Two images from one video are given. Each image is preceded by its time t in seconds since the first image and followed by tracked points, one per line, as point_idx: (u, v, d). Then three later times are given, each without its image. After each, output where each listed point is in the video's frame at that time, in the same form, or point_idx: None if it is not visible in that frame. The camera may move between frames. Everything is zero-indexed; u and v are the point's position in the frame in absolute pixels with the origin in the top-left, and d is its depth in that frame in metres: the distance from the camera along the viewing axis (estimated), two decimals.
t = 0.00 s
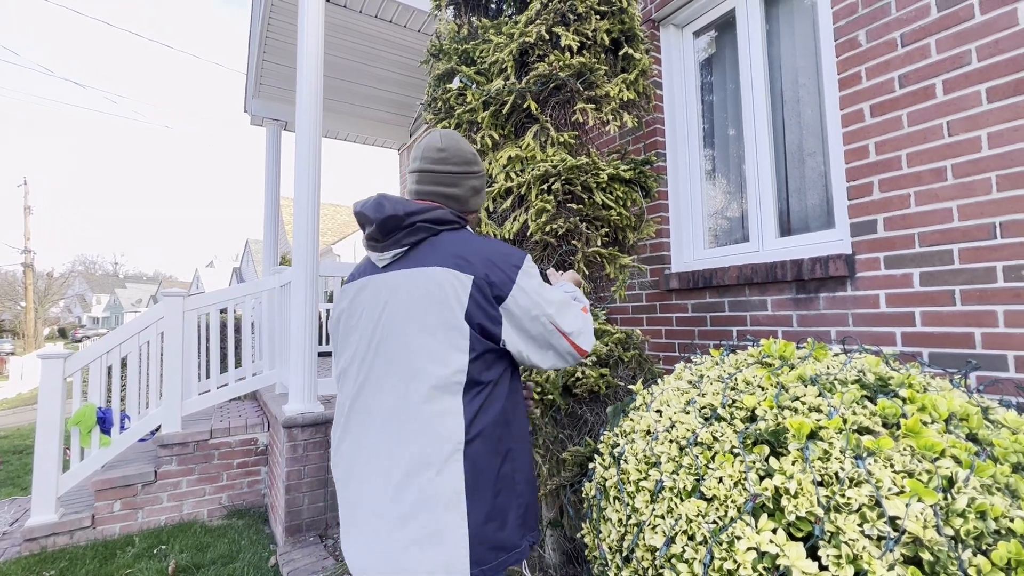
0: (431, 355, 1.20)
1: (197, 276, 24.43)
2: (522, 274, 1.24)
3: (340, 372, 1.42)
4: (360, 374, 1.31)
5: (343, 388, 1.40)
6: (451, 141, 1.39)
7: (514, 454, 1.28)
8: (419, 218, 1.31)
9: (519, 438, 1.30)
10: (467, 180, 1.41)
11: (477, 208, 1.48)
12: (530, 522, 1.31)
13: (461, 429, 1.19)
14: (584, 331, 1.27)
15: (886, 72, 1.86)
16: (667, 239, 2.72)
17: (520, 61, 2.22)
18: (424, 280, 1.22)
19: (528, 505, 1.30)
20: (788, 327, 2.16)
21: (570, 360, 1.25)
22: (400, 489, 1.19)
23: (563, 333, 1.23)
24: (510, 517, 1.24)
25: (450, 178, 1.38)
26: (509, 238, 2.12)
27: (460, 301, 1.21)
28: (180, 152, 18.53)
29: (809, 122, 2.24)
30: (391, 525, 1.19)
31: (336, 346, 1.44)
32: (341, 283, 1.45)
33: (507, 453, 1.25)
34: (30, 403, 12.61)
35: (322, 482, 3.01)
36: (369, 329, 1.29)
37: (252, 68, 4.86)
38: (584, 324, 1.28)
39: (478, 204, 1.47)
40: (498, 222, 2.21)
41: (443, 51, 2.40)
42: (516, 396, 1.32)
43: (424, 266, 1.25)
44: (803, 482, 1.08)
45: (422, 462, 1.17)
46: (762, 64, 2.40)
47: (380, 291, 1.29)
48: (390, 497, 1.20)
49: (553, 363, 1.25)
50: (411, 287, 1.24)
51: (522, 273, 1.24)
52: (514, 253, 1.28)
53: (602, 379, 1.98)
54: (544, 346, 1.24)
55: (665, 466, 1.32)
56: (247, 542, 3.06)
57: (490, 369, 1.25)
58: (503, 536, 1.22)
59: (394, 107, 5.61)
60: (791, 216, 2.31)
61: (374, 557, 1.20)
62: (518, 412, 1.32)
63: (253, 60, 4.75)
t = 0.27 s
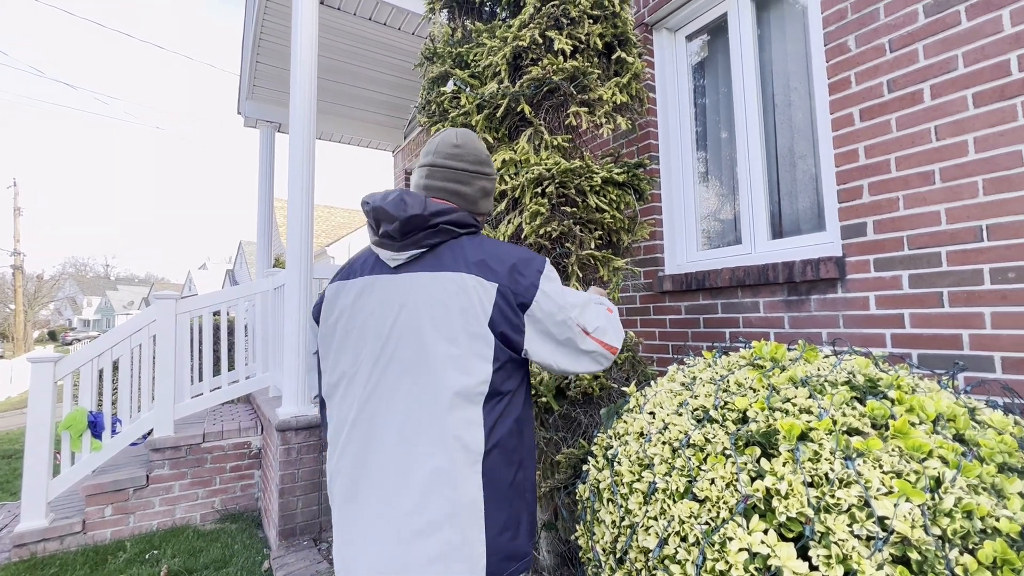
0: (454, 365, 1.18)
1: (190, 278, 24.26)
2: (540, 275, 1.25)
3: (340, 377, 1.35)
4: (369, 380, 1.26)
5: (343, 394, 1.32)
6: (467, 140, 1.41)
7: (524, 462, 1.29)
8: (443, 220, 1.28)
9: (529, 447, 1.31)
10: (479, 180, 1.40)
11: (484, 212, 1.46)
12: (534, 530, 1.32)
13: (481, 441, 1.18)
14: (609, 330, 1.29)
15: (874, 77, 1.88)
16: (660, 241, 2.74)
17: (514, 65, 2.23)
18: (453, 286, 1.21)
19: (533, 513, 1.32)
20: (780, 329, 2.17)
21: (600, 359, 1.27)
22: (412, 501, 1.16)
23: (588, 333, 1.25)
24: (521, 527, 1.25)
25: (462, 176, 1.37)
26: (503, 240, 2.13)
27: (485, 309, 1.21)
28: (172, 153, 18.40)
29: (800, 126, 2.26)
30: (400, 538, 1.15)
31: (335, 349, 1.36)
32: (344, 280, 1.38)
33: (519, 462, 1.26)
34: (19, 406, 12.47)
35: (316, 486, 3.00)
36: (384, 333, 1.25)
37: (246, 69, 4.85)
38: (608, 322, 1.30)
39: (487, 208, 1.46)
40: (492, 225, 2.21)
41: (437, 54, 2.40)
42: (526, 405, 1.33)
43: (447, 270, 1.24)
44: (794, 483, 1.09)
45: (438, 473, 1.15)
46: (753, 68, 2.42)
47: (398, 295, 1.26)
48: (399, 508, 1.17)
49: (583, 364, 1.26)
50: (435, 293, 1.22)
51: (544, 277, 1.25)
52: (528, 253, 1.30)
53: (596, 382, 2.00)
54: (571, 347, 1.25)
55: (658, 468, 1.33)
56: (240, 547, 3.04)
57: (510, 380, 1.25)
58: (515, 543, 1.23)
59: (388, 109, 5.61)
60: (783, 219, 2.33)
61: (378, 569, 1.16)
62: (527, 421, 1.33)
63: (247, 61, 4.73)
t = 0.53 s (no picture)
0: (461, 370, 1.17)
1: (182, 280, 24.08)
2: (552, 302, 1.25)
3: (332, 381, 1.29)
4: (368, 384, 1.22)
5: (335, 398, 1.27)
6: (476, 145, 1.40)
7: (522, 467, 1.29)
8: (454, 223, 1.28)
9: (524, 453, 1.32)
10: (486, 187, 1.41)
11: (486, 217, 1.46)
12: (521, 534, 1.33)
13: (484, 450, 1.18)
14: (604, 372, 1.26)
15: (863, 80, 1.90)
16: (653, 243, 2.75)
17: (507, 68, 2.24)
18: (464, 294, 1.21)
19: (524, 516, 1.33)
20: (772, 330, 2.19)
21: (586, 399, 1.23)
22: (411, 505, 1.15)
23: (583, 369, 1.23)
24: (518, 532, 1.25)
25: (473, 180, 1.36)
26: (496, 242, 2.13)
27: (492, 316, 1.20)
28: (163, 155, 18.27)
29: (791, 128, 2.28)
30: (396, 543, 1.14)
31: (327, 351, 1.29)
32: (342, 279, 1.32)
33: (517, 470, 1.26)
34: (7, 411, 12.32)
35: (309, 489, 2.99)
36: (387, 335, 1.22)
37: (238, 71, 4.82)
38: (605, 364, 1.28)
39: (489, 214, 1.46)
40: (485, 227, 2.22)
41: (430, 57, 2.41)
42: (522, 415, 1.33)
43: (457, 275, 1.23)
44: (784, 484, 1.10)
45: (440, 478, 1.15)
46: (744, 72, 2.45)
47: (403, 297, 1.23)
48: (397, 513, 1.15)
49: (569, 398, 1.23)
50: (443, 298, 1.21)
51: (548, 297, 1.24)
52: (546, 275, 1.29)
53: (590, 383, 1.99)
54: (561, 379, 1.23)
55: (651, 469, 1.34)
56: (233, 551, 3.02)
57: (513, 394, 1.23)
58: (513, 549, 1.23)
59: (382, 111, 5.60)
60: (774, 220, 2.35)
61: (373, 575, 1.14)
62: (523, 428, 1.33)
63: (240, 63, 4.71)
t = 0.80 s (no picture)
0: (449, 372, 1.17)
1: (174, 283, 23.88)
2: (537, 312, 1.23)
3: (318, 383, 1.27)
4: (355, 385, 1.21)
5: (322, 401, 1.25)
6: (466, 147, 1.39)
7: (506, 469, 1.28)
8: (445, 225, 1.29)
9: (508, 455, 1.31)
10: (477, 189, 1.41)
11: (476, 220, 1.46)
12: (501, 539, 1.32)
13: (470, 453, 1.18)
14: (586, 393, 1.22)
15: (852, 83, 1.92)
16: (645, 244, 2.75)
17: (498, 70, 2.24)
18: (451, 294, 1.20)
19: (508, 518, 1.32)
20: (763, 331, 2.20)
21: (563, 418, 1.18)
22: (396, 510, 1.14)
23: (561, 383, 1.19)
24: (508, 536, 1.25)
25: (463, 184, 1.36)
26: (488, 244, 2.13)
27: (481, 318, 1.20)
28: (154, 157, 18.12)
29: (781, 131, 2.30)
30: (381, 547, 1.13)
31: (314, 353, 1.28)
32: (330, 280, 1.31)
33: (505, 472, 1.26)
34: None
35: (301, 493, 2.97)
36: (376, 336, 1.21)
37: (229, 72, 4.79)
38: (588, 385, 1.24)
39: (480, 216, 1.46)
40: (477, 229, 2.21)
41: (422, 59, 2.40)
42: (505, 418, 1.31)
43: (446, 276, 1.23)
44: (774, 485, 1.10)
45: (427, 480, 1.14)
46: (735, 74, 2.46)
47: (392, 298, 1.23)
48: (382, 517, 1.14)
49: (545, 413, 1.19)
50: (432, 299, 1.21)
51: (534, 308, 1.23)
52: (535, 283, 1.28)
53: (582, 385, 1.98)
54: (537, 392, 1.19)
55: (642, 471, 1.34)
56: (223, 556, 2.99)
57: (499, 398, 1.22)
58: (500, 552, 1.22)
59: (374, 113, 5.59)
60: (765, 222, 2.36)
61: None
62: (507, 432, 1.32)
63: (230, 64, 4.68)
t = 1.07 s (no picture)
0: (412, 374, 1.13)
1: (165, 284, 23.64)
2: (500, 314, 1.19)
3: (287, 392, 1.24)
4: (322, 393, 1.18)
5: (290, 409, 1.22)
6: (419, 142, 1.35)
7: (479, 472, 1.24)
8: (406, 227, 1.25)
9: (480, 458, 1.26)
10: (436, 184, 1.37)
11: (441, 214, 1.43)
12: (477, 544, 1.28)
13: (439, 458, 1.14)
14: (548, 403, 1.18)
15: (842, 84, 1.92)
16: (638, 245, 2.75)
17: (490, 70, 2.23)
18: (413, 295, 1.17)
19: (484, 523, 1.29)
20: (756, 332, 2.20)
21: (520, 426, 1.14)
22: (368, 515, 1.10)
23: (519, 387, 1.15)
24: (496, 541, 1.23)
25: (417, 181, 1.34)
26: (481, 246, 2.12)
27: (443, 319, 1.16)
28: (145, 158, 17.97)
29: (773, 132, 2.30)
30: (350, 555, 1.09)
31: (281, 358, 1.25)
32: (297, 286, 1.28)
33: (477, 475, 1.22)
34: None
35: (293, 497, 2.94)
36: (341, 341, 1.18)
37: (220, 73, 4.75)
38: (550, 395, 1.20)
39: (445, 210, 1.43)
40: (470, 230, 2.20)
41: (413, 59, 2.39)
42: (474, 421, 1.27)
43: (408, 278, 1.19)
44: (766, 486, 1.10)
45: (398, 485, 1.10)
46: (727, 75, 2.47)
47: (358, 302, 1.20)
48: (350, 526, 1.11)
49: (500, 417, 1.15)
50: (396, 301, 1.17)
51: (497, 312, 1.19)
52: (500, 284, 1.24)
53: (575, 387, 1.97)
54: (493, 395, 1.15)
55: (634, 473, 1.33)
56: (214, 562, 2.96)
57: (466, 402, 1.18)
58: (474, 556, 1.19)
59: (367, 114, 5.56)
60: (757, 222, 2.36)
61: None
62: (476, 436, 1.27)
63: (221, 65, 4.64)
